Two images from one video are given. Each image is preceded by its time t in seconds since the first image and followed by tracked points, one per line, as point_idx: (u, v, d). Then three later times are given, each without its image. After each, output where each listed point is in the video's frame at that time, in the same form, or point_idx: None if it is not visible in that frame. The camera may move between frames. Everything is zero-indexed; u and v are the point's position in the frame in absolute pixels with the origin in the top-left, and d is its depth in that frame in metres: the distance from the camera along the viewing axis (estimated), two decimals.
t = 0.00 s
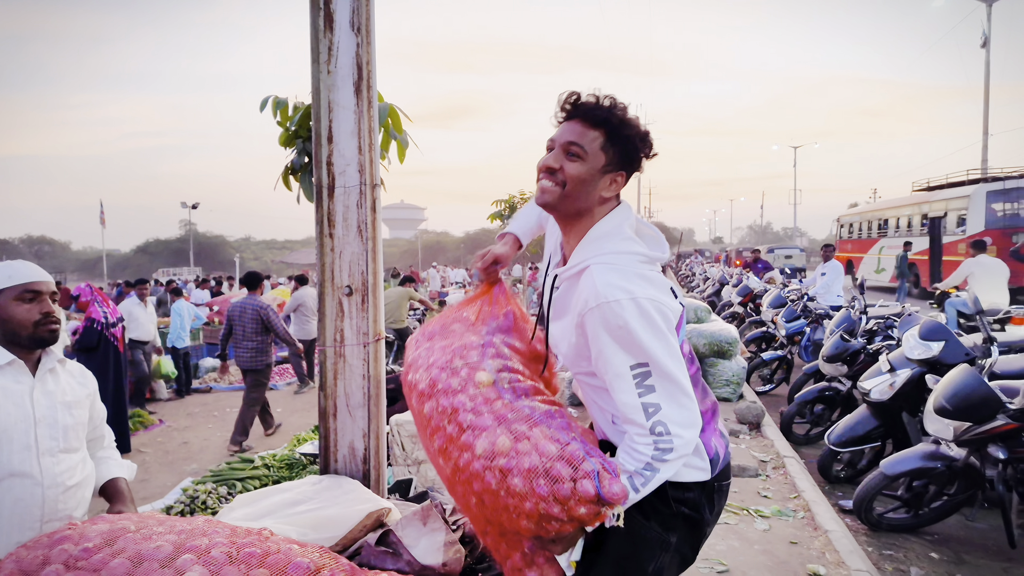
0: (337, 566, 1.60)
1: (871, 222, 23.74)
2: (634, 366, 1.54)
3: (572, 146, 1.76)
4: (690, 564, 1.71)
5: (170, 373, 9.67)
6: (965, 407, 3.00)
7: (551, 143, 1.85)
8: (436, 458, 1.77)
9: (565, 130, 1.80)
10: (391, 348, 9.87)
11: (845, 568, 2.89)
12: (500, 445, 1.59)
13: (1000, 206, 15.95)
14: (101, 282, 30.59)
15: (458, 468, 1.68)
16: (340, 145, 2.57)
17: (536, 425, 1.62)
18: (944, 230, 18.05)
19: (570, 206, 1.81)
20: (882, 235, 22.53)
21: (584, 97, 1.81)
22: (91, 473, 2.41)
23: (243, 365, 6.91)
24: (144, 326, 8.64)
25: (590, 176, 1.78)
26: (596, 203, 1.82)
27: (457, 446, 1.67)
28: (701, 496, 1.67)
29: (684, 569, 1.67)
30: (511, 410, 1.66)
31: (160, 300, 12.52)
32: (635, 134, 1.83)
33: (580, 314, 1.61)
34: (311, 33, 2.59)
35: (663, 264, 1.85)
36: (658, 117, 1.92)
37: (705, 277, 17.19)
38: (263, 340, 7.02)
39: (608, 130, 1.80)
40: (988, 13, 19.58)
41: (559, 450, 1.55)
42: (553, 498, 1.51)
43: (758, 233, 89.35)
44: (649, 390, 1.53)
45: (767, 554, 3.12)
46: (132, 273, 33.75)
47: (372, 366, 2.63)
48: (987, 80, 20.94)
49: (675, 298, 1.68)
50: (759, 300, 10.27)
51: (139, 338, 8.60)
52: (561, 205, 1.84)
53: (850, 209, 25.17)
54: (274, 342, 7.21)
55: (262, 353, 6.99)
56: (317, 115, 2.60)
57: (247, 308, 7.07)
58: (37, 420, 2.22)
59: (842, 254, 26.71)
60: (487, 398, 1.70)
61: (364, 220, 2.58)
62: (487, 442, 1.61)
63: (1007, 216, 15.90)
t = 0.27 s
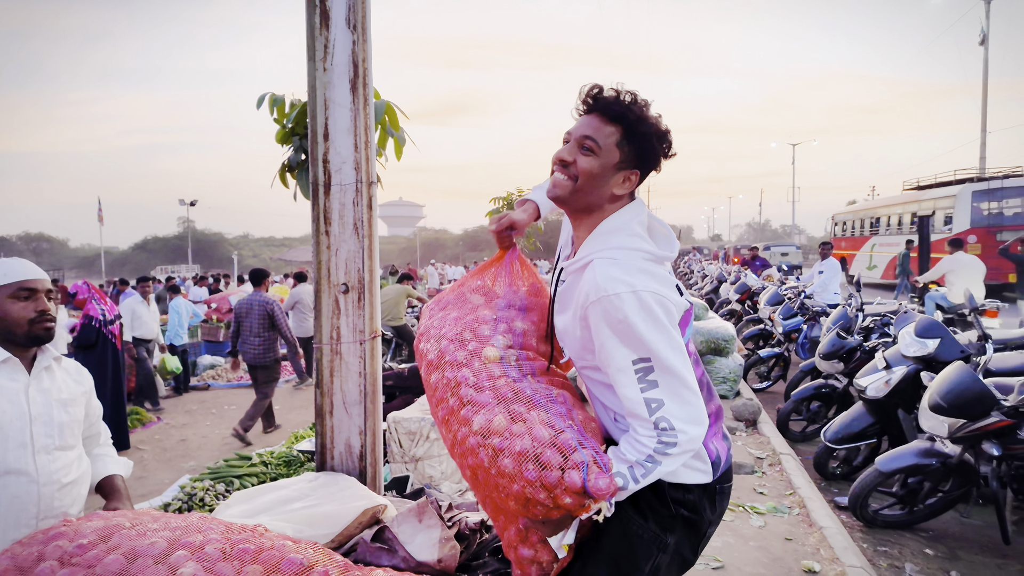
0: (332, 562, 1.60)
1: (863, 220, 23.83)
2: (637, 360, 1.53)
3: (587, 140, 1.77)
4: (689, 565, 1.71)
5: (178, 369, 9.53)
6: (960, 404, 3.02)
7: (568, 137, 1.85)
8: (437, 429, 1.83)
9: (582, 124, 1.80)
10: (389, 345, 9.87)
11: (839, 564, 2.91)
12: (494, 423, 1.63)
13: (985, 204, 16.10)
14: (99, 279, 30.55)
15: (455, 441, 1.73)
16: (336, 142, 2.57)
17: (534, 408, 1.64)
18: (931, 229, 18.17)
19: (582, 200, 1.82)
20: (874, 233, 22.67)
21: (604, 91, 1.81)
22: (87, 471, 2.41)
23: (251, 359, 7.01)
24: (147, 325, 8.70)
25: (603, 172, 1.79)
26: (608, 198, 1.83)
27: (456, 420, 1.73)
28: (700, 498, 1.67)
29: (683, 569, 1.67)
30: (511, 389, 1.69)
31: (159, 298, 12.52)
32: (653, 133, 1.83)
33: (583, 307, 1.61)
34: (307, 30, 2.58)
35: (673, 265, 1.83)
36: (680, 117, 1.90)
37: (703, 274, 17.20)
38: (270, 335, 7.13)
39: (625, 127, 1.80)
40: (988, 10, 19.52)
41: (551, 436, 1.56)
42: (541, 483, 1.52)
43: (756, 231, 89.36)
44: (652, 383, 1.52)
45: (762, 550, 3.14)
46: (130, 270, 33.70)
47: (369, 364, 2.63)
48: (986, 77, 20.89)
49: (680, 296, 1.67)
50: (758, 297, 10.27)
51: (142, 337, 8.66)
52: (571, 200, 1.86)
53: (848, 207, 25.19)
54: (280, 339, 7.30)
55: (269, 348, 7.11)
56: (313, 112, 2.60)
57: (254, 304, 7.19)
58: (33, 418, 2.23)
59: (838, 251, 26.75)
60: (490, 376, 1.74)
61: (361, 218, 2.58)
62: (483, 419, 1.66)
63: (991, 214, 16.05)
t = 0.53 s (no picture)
0: (324, 558, 1.60)
1: (854, 218, 24.10)
2: (637, 381, 1.52)
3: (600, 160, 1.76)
4: None
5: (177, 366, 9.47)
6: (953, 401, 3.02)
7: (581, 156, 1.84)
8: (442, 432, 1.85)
9: (596, 145, 1.79)
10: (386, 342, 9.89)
11: (833, 559, 2.92)
12: (491, 441, 1.62)
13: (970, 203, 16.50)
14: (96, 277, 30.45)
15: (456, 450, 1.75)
16: (331, 139, 2.57)
17: (533, 427, 1.61)
18: (919, 227, 18.59)
19: (589, 220, 1.80)
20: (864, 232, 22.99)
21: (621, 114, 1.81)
22: (81, 468, 2.41)
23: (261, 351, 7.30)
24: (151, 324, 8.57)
25: (611, 197, 1.79)
26: (615, 221, 1.82)
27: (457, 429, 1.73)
28: (697, 519, 1.67)
29: None
30: (512, 405, 1.66)
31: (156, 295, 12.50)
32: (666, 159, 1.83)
33: (585, 324, 1.60)
34: (302, 26, 2.57)
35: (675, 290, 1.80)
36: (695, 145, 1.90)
37: (700, 271, 17.24)
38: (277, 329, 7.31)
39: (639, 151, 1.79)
40: (983, 8, 19.59)
41: (546, 460, 1.54)
42: (532, 506, 1.52)
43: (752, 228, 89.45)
44: (652, 405, 1.52)
45: (756, 546, 3.15)
46: (126, 267, 33.61)
47: (364, 361, 2.64)
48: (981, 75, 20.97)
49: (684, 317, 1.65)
50: (754, 294, 10.30)
51: (147, 336, 8.53)
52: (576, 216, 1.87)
53: (843, 205, 25.32)
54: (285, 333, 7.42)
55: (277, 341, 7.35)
56: (308, 109, 2.59)
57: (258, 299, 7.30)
58: (26, 415, 2.22)
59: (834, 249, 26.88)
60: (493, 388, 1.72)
61: (356, 215, 2.58)
62: (482, 433, 1.65)
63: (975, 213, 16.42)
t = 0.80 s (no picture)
0: (317, 558, 1.60)
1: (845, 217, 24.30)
2: (638, 413, 1.53)
3: (613, 189, 1.80)
4: None
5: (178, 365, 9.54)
6: (945, 399, 3.03)
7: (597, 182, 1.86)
8: (446, 449, 1.85)
9: (610, 174, 1.83)
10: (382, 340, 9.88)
11: (825, 557, 2.93)
12: (498, 468, 1.62)
13: (951, 202, 16.89)
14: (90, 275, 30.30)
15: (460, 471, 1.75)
16: (325, 138, 2.56)
17: (540, 456, 1.61)
18: (905, 225, 19.08)
19: (599, 246, 1.82)
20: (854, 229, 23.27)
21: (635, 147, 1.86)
22: (74, 467, 2.40)
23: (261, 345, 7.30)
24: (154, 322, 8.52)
25: (620, 225, 1.82)
26: (625, 249, 1.84)
27: (463, 451, 1.73)
28: (686, 553, 1.63)
29: None
30: (521, 433, 1.66)
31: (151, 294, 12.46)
32: (678, 193, 1.87)
33: (591, 351, 1.60)
34: (296, 25, 2.56)
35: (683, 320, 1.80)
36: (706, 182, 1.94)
37: (696, 269, 17.29)
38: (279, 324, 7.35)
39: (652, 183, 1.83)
40: (978, 6, 19.63)
41: (551, 493, 1.54)
42: (534, 538, 1.53)
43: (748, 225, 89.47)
44: (651, 438, 1.52)
45: (750, 543, 3.17)
46: (121, 265, 33.45)
47: (358, 360, 2.63)
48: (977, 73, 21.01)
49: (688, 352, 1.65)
50: (749, 292, 10.33)
51: (150, 335, 8.48)
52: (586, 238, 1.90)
53: (837, 203, 25.45)
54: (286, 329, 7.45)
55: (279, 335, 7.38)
56: (302, 108, 2.58)
57: (263, 294, 7.37)
58: (18, 415, 2.22)
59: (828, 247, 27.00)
60: (502, 413, 1.72)
61: (350, 214, 2.58)
62: (488, 459, 1.65)
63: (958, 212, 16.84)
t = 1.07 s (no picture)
0: (308, 562, 1.60)
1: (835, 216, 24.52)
2: (645, 436, 1.54)
3: (619, 213, 1.88)
4: None
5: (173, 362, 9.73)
6: (938, 398, 3.04)
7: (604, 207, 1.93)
8: (447, 470, 1.82)
9: (617, 198, 1.91)
10: (377, 339, 9.87)
11: (819, 556, 2.94)
12: (508, 496, 1.60)
13: (933, 202, 17.69)
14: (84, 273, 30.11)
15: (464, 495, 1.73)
16: (318, 137, 2.55)
17: (551, 484, 1.61)
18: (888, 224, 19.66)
19: (603, 267, 1.89)
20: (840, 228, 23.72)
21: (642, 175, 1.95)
22: (65, 469, 2.39)
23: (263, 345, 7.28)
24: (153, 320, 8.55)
25: (627, 249, 1.88)
26: (628, 271, 1.91)
27: (469, 476, 1.70)
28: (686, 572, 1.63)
29: None
30: (531, 460, 1.65)
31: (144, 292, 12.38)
32: (682, 220, 1.95)
33: (598, 374, 1.62)
34: (289, 23, 2.54)
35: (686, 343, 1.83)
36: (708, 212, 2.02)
37: (692, 268, 17.32)
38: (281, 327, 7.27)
39: (657, 209, 1.92)
40: (972, 5, 19.71)
41: (563, 523, 1.54)
42: (544, 566, 1.54)
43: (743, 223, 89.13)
44: (658, 462, 1.54)
45: (743, 542, 3.18)
46: (115, 264, 33.26)
47: (353, 360, 2.62)
48: (971, 71, 21.07)
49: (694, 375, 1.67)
50: (744, 290, 10.35)
51: (148, 333, 8.50)
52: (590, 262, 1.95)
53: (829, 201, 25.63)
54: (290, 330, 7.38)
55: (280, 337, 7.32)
56: (295, 107, 2.57)
57: (269, 294, 7.28)
58: (7, 418, 2.20)
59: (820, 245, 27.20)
60: (511, 438, 1.70)
61: (344, 213, 2.57)
62: (497, 486, 1.63)
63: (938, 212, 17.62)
